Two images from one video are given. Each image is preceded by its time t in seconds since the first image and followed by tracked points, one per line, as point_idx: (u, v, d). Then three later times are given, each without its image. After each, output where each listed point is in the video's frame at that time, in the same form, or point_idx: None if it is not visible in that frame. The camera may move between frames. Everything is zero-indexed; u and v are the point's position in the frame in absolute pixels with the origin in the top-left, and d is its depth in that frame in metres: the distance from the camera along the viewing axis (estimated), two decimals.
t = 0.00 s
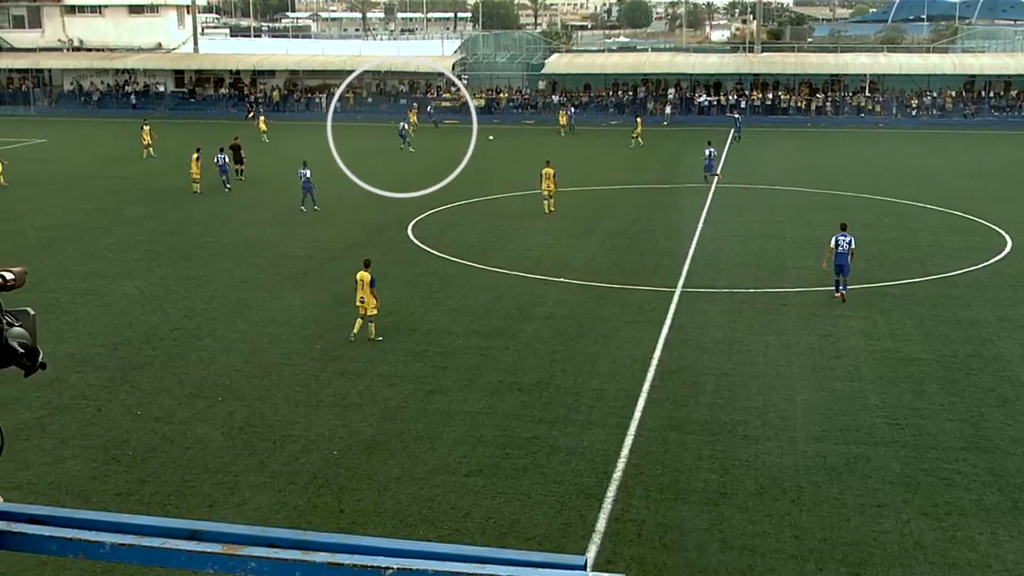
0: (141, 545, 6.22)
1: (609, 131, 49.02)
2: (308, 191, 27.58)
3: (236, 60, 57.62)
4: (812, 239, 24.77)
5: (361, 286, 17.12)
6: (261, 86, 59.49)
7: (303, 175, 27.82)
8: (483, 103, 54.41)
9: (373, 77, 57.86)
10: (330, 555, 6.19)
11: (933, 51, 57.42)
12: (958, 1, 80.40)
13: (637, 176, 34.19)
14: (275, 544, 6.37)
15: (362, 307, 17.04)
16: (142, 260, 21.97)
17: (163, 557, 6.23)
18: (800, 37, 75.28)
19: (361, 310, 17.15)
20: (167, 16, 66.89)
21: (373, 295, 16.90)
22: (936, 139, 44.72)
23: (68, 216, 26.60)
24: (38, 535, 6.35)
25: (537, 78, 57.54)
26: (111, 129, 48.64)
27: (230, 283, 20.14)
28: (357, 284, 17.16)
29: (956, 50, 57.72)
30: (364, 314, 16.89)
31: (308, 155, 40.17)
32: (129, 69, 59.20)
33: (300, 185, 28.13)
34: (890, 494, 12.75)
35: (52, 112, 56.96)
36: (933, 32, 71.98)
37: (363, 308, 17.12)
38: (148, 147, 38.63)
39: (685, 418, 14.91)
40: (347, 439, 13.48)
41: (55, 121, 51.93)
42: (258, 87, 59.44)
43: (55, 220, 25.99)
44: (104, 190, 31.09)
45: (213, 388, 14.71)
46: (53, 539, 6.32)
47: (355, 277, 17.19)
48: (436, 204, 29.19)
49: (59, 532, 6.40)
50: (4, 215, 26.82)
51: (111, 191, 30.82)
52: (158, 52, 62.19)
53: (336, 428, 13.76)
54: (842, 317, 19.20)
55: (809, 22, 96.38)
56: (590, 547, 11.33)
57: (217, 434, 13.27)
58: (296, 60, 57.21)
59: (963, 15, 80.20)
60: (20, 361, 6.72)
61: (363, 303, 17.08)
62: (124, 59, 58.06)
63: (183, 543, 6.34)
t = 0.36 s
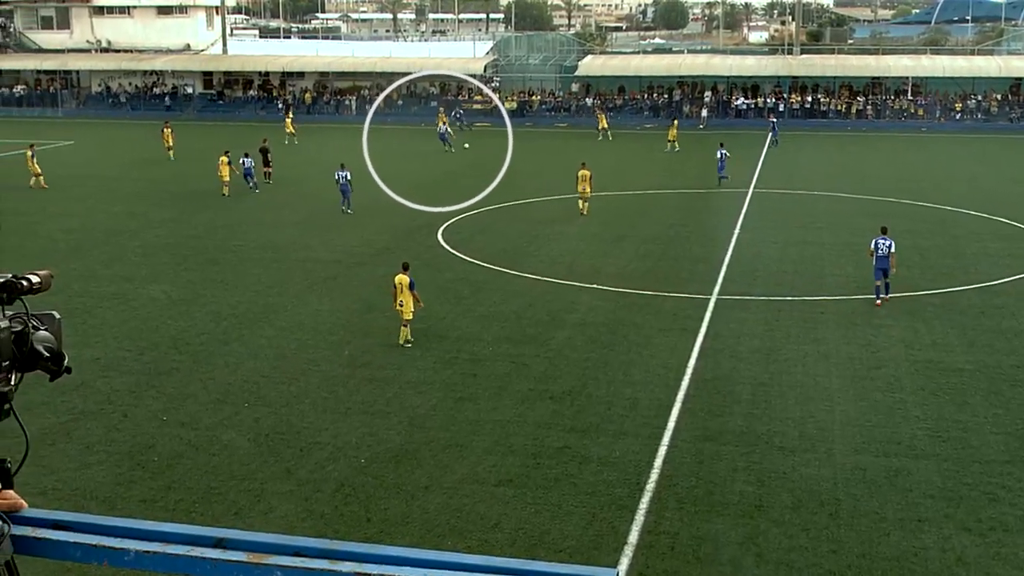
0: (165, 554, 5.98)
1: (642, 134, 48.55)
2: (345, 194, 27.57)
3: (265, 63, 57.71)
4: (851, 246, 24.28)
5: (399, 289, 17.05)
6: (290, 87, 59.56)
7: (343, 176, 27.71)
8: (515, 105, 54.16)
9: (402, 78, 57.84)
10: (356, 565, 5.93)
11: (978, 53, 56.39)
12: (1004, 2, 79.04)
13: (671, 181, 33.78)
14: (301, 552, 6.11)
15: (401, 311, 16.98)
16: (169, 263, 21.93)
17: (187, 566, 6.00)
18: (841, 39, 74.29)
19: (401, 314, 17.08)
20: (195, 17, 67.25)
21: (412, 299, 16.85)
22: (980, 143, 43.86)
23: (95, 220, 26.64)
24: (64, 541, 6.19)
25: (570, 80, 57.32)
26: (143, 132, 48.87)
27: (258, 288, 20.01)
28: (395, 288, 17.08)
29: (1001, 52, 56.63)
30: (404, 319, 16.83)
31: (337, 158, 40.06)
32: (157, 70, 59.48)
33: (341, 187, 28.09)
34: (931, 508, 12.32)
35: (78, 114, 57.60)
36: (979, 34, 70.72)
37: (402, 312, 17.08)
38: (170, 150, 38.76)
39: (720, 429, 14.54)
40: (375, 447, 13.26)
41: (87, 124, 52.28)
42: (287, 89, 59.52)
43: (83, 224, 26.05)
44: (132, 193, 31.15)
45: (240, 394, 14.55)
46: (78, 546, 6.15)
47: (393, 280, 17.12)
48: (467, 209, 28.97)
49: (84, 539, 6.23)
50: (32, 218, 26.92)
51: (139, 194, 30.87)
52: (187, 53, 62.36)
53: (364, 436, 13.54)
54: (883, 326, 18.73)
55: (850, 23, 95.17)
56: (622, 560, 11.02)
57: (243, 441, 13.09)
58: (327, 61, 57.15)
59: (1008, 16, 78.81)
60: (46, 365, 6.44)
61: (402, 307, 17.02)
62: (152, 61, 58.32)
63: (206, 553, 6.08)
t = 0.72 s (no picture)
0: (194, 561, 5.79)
1: (682, 138, 48.05)
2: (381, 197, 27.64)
3: (300, 64, 57.80)
4: (897, 253, 23.75)
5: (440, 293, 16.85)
6: (324, 89, 59.91)
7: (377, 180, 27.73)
8: (552, 108, 53.88)
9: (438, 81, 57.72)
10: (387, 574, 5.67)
11: None
12: None
13: (710, 186, 33.36)
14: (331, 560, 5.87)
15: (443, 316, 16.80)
16: (202, 267, 21.91)
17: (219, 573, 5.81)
18: (886, 41, 73.14)
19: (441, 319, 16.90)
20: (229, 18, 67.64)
21: (455, 304, 16.69)
22: None
23: (129, 223, 26.70)
24: (94, 546, 6.03)
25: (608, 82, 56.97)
26: (179, 134, 49.12)
27: (290, 292, 19.90)
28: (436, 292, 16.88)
29: None
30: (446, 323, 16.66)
31: (372, 162, 39.98)
32: (191, 72, 59.82)
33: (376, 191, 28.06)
34: (978, 523, 11.88)
35: (113, 116, 58.01)
36: None
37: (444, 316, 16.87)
38: (196, 154, 38.79)
39: (760, 440, 14.19)
40: (408, 455, 13.05)
41: (124, 126, 52.60)
42: (321, 91, 59.84)
43: (116, 227, 26.10)
44: (165, 196, 31.23)
45: (272, 399, 14.40)
46: (108, 552, 5.98)
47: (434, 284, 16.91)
48: (503, 213, 28.75)
49: (115, 544, 6.07)
50: (65, 220, 27.05)
51: (172, 197, 30.94)
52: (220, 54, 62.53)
53: (397, 443, 13.35)
54: (929, 335, 18.25)
55: (897, 25, 93.78)
56: (659, 572, 10.70)
57: (274, 447, 12.94)
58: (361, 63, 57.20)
59: None
60: (76, 369, 6.12)
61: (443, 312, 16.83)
62: (186, 63, 58.65)
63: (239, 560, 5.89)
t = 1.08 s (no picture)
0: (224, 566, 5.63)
1: (723, 142, 47.54)
2: (412, 202, 27.81)
3: (337, 66, 57.96)
4: (945, 261, 23.20)
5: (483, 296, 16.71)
6: (361, 91, 59.96)
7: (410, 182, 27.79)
8: (592, 111, 53.62)
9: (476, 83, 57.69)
10: None
11: None
12: None
13: (751, 190, 32.89)
14: (364, 569, 5.70)
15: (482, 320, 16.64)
16: (236, 270, 21.90)
17: None
18: (935, 42, 71.85)
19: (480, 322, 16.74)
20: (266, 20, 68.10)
21: (499, 309, 16.56)
22: None
23: (165, 226, 26.79)
24: (126, 551, 5.89)
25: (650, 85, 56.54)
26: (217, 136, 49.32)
27: (326, 296, 19.82)
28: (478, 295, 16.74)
29: None
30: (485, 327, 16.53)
31: (411, 165, 39.92)
32: (228, 74, 60.20)
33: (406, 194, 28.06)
34: None
35: (149, 118, 58.33)
36: None
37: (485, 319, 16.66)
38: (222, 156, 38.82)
39: (803, 450, 13.83)
40: (443, 462, 12.87)
41: (163, 128, 52.94)
42: (358, 92, 59.90)
43: (152, 229, 26.21)
44: (201, 199, 31.30)
45: (306, 405, 14.29)
46: (141, 557, 5.84)
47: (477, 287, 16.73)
48: (541, 217, 28.52)
49: (146, 549, 5.93)
50: (102, 223, 27.19)
51: (208, 200, 31.05)
52: (255, 56, 62.62)
53: (432, 450, 13.18)
54: (978, 345, 17.76)
55: (945, 26, 92.05)
56: None
57: (309, 453, 12.82)
58: (398, 64, 57.46)
59: None
60: (108, 374, 5.88)
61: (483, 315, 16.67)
62: (223, 64, 59.01)
63: (270, 566, 5.72)
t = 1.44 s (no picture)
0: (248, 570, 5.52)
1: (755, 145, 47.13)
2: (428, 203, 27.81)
3: (364, 67, 58.06)
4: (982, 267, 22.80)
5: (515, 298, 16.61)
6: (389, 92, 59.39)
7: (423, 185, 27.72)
8: (622, 113, 53.27)
9: (506, 83, 56.77)
10: None
11: None
12: None
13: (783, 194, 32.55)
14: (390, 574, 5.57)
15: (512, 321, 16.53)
16: (262, 272, 21.89)
17: None
18: (973, 43, 70.83)
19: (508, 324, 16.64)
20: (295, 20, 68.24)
21: (532, 312, 16.46)
22: None
23: (192, 227, 26.87)
24: (150, 554, 5.83)
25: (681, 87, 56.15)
26: (245, 138, 49.46)
27: (352, 299, 19.75)
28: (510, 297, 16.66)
29: None
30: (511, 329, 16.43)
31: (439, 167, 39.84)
32: (255, 75, 60.43)
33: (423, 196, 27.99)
34: None
35: (175, 119, 58.52)
36: None
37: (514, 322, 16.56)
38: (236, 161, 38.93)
39: (835, 458, 13.58)
40: (469, 467, 12.73)
41: (192, 130, 53.21)
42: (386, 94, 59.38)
43: (179, 231, 26.28)
44: (228, 200, 31.38)
45: (332, 408, 14.20)
46: (165, 560, 5.78)
47: (508, 289, 16.63)
48: (570, 220, 28.35)
49: (172, 552, 5.86)
50: (129, 224, 27.30)
51: (236, 201, 31.12)
52: (283, 57, 62.79)
53: (458, 454, 13.05)
54: (1017, 353, 17.39)
55: (984, 26, 90.71)
56: None
57: (334, 457, 12.73)
58: (426, 66, 57.47)
59: None
60: (130, 374, 5.78)
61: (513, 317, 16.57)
62: (251, 65, 59.20)
63: (294, 570, 5.60)
